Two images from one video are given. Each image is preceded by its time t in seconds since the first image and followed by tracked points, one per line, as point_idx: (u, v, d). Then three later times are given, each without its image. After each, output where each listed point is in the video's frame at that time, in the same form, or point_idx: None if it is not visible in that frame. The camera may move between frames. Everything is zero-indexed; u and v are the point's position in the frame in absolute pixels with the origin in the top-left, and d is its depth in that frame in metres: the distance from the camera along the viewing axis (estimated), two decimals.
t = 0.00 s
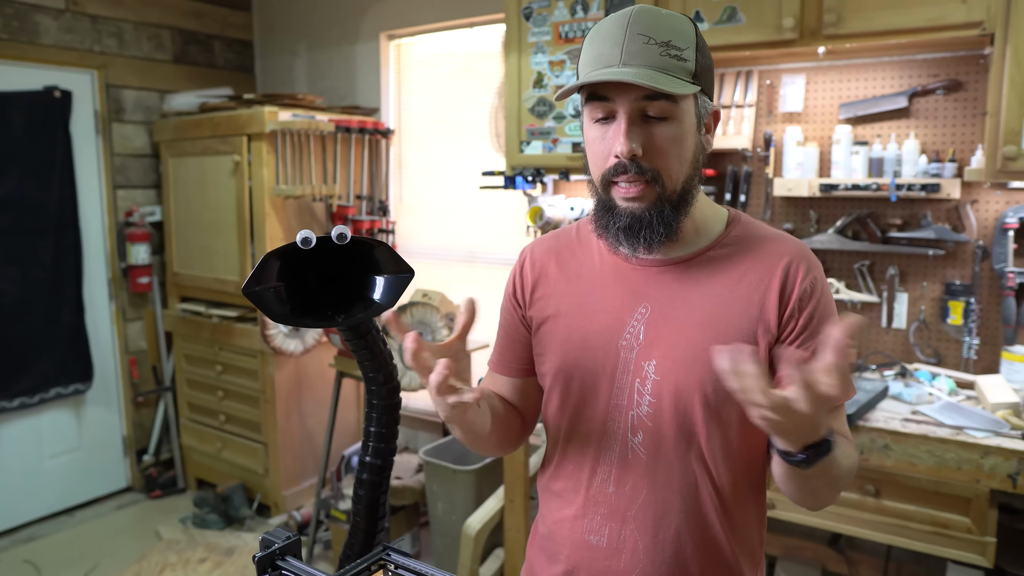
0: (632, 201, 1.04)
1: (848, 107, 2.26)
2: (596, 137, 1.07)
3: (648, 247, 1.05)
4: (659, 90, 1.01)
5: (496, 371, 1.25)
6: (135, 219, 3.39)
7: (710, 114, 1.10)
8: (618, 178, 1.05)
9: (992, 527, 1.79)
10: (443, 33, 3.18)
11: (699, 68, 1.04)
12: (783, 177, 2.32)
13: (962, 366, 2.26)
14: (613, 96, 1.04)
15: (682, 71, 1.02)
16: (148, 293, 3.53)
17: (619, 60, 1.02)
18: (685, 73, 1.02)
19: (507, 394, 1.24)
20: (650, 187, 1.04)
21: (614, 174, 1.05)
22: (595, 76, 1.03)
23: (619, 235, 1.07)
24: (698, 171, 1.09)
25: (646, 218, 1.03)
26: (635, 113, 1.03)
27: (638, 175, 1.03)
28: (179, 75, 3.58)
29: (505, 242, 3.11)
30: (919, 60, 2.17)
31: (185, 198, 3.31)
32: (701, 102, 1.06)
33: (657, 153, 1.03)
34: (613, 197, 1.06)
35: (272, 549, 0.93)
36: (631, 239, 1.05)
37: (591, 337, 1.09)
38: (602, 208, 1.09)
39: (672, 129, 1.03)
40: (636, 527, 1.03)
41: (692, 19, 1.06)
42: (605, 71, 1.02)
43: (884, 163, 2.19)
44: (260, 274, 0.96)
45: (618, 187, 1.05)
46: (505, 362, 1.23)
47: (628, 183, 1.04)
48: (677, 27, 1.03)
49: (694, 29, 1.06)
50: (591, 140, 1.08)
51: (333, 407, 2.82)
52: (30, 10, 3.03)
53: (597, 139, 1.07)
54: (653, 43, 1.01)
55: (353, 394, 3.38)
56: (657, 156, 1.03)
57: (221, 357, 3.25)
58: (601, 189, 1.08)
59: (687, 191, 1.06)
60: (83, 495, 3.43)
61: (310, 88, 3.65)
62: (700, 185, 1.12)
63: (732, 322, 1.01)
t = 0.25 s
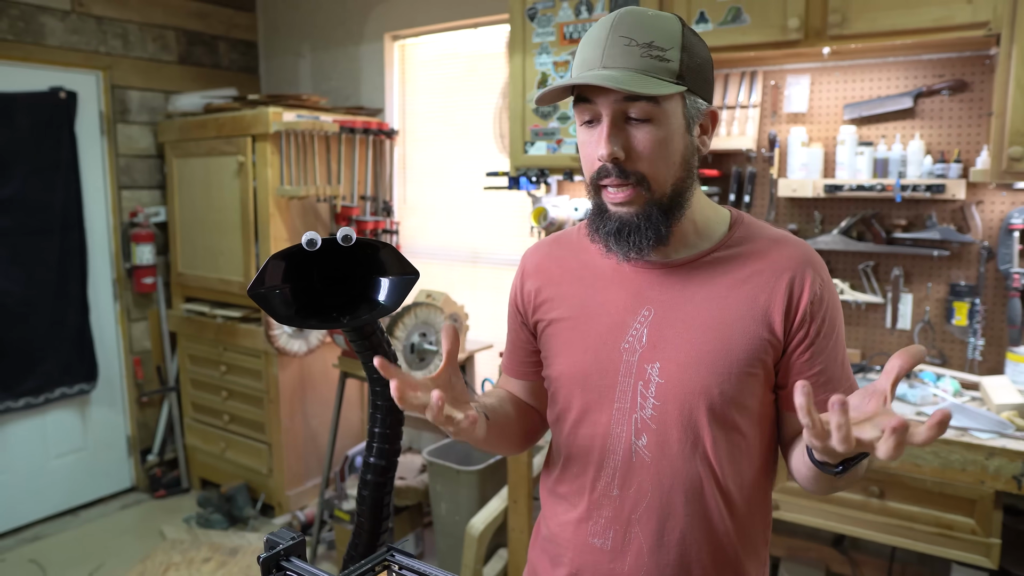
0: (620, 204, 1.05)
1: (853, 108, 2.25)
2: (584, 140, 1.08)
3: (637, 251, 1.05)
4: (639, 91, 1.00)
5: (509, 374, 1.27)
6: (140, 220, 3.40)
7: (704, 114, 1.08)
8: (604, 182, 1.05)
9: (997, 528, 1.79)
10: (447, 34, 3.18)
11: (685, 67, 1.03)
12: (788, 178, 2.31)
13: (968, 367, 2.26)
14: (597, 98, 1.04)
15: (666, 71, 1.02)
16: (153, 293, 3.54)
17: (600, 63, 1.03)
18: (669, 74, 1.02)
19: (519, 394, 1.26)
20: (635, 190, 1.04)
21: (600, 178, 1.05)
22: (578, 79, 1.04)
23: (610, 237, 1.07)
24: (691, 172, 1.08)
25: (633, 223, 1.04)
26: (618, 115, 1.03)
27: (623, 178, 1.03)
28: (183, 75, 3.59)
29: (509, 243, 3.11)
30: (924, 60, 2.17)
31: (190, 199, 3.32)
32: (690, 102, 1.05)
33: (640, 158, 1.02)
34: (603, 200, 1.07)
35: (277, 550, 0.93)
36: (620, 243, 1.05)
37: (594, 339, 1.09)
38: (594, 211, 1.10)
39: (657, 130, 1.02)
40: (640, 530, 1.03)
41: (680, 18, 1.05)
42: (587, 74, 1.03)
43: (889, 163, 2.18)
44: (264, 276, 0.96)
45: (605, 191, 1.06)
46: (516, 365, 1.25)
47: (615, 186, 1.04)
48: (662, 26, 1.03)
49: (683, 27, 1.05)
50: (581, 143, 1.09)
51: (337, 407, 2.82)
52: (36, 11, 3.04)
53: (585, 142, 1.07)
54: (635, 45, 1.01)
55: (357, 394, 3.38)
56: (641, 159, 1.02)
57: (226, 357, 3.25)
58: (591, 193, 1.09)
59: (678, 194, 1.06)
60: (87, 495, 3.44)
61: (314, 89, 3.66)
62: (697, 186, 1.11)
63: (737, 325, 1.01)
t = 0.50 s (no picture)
0: (617, 203, 1.05)
1: (855, 108, 2.25)
2: (580, 141, 1.08)
3: (636, 250, 1.05)
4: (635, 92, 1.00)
5: (510, 371, 1.27)
6: (142, 219, 3.40)
7: (700, 111, 1.08)
8: (601, 182, 1.05)
9: (999, 528, 1.78)
10: (449, 33, 3.18)
11: (680, 66, 1.03)
12: (789, 178, 2.31)
13: (969, 367, 2.25)
14: (591, 99, 1.04)
15: (660, 70, 1.02)
16: (154, 293, 3.54)
17: (594, 64, 1.03)
18: (663, 73, 1.02)
19: (519, 390, 1.26)
20: (632, 190, 1.04)
21: (597, 179, 1.05)
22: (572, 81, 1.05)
23: (607, 237, 1.07)
24: (688, 170, 1.08)
25: (631, 222, 1.04)
26: (614, 115, 1.02)
27: (620, 179, 1.03)
28: (185, 75, 3.59)
29: (510, 243, 3.11)
30: (926, 60, 2.17)
31: (191, 199, 3.32)
32: (685, 100, 1.05)
33: (636, 157, 1.02)
34: (600, 200, 1.07)
35: (278, 549, 0.93)
36: (619, 242, 1.05)
37: (594, 339, 1.09)
38: (592, 211, 1.10)
39: (653, 130, 1.02)
40: (640, 530, 1.04)
41: (674, 16, 1.05)
42: (582, 76, 1.04)
43: (891, 163, 2.18)
44: (267, 274, 0.96)
45: (603, 191, 1.06)
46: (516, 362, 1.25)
47: (612, 186, 1.04)
48: (655, 25, 1.03)
49: (676, 25, 1.05)
50: (577, 144, 1.09)
51: (338, 407, 2.82)
52: (38, 11, 3.04)
53: (581, 143, 1.07)
54: (628, 46, 1.02)
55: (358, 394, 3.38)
56: (638, 158, 1.02)
57: (227, 357, 3.26)
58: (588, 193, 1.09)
59: (676, 192, 1.06)
60: (89, 495, 3.44)
61: (315, 89, 3.66)
62: (695, 183, 1.11)
63: (737, 324, 1.01)
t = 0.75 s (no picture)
0: (625, 198, 1.04)
1: (856, 107, 2.25)
2: (589, 137, 1.07)
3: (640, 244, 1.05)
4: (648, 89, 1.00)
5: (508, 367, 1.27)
6: (142, 219, 3.40)
7: (707, 112, 1.09)
8: (609, 177, 1.05)
9: (1000, 528, 1.78)
10: (449, 33, 3.18)
11: (692, 63, 1.04)
12: (790, 177, 2.31)
13: (970, 367, 2.25)
14: (603, 94, 1.04)
15: (674, 67, 1.02)
16: (154, 293, 3.54)
17: (608, 59, 1.02)
18: (677, 70, 1.02)
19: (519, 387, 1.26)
20: (640, 185, 1.03)
21: (605, 174, 1.05)
22: (584, 76, 1.03)
23: (611, 231, 1.06)
24: (694, 168, 1.08)
25: (638, 216, 1.03)
26: (626, 111, 1.03)
27: (629, 174, 1.03)
28: (185, 75, 3.59)
29: (511, 242, 3.11)
30: (927, 59, 2.16)
31: (191, 198, 3.32)
32: (695, 99, 1.06)
33: (648, 153, 1.03)
34: (606, 195, 1.06)
35: (278, 549, 0.93)
36: (623, 236, 1.05)
37: (591, 338, 1.09)
38: (595, 206, 1.09)
39: (664, 127, 1.02)
40: (637, 529, 1.03)
41: (685, 14, 1.05)
42: (594, 71, 1.03)
43: (891, 163, 2.18)
44: (267, 272, 0.96)
45: (610, 185, 1.05)
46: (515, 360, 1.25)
47: (620, 181, 1.04)
48: (669, 23, 1.03)
49: (688, 23, 1.05)
50: (586, 139, 1.08)
51: (339, 407, 2.82)
52: (39, 11, 3.04)
53: (590, 138, 1.07)
54: (643, 41, 1.01)
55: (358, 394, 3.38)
56: (648, 154, 1.03)
57: (227, 357, 3.26)
58: (593, 188, 1.08)
59: (682, 189, 1.06)
60: (89, 494, 3.44)
61: (316, 89, 3.66)
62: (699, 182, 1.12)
63: (734, 321, 1.00)
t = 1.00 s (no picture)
0: (620, 189, 1.04)
1: (856, 107, 2.24)
2: (585, 130, 1.07)
3: (637, 237, 1.04)
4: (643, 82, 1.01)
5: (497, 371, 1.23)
6: (142, 219, 3.40)
7: (702, 108, 1.09)
8: (605, 168, 1.05)
9: (1002, 529, 1.78)
10: (449, 33, 3.17)
11: (687, 60, 1.04)
12: (791, 177, 2.30)
13: (972, 367, 2.25)
14: (600, 90, 1.05)
15: (669, 62, 1.02)
16: (154, 293, 3.53)
17: (605, 56, 1.02)
18: (672, 65, 1.02)
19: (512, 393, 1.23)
20: (635, 175, 1.03)
21: (601, 165, 1.05)
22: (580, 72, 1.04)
23: (610, 224, 1.06)
24: (691, 164, 1.07)
25: (633, 206, 1.03)
26: (621, 104, 1.03)
27: (625, 164, 1.03)
28: (186, 75, 3.59)
29: (511, 242, 3.10)
30: (928, 59, 2.16)
31: (191, 198, 3.31)
32: (691, 94, 1.05)
33: (644, 144, 1.02)
34: (603, 186, 1.06)
35: (278, 550, 0.93)
36: (620, 227, 1.05)
37: (592, 336, 1.09)
38: (595, 198, 1.09)
39: (660, 118, 1.02)
40: (637, 527, 1.03)
41: (679, 14, 1.06)
42: (591, 66, 1.03)
43: (892, 163, 2.18)
44: (266, 273, 0.96)
45: (607, 177, 1.05)
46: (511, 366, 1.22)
47: (616, 172, 1.04)
48: (663, 21, 1.03)
49: (682, 23, 1.06)
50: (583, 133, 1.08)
51: (339, 408, 2.81)
52: (39, 11, 3.04)
53: (586, 132, 1.07)
54: (638, 37, 1.01)
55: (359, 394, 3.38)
56: (643, 144, 1.02)
57: (227, 357, 3.25)
58: (592, 181, 1.09)
59: (679, 182, 1.05)
60: (89, 495, 3.44)
61: (316, 89, 3.66)
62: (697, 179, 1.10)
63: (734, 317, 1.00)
